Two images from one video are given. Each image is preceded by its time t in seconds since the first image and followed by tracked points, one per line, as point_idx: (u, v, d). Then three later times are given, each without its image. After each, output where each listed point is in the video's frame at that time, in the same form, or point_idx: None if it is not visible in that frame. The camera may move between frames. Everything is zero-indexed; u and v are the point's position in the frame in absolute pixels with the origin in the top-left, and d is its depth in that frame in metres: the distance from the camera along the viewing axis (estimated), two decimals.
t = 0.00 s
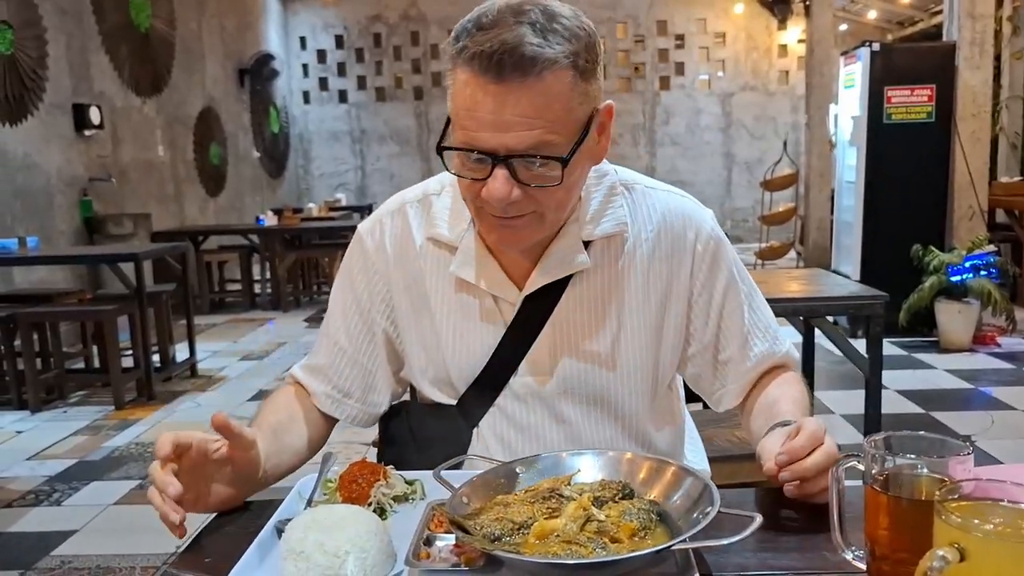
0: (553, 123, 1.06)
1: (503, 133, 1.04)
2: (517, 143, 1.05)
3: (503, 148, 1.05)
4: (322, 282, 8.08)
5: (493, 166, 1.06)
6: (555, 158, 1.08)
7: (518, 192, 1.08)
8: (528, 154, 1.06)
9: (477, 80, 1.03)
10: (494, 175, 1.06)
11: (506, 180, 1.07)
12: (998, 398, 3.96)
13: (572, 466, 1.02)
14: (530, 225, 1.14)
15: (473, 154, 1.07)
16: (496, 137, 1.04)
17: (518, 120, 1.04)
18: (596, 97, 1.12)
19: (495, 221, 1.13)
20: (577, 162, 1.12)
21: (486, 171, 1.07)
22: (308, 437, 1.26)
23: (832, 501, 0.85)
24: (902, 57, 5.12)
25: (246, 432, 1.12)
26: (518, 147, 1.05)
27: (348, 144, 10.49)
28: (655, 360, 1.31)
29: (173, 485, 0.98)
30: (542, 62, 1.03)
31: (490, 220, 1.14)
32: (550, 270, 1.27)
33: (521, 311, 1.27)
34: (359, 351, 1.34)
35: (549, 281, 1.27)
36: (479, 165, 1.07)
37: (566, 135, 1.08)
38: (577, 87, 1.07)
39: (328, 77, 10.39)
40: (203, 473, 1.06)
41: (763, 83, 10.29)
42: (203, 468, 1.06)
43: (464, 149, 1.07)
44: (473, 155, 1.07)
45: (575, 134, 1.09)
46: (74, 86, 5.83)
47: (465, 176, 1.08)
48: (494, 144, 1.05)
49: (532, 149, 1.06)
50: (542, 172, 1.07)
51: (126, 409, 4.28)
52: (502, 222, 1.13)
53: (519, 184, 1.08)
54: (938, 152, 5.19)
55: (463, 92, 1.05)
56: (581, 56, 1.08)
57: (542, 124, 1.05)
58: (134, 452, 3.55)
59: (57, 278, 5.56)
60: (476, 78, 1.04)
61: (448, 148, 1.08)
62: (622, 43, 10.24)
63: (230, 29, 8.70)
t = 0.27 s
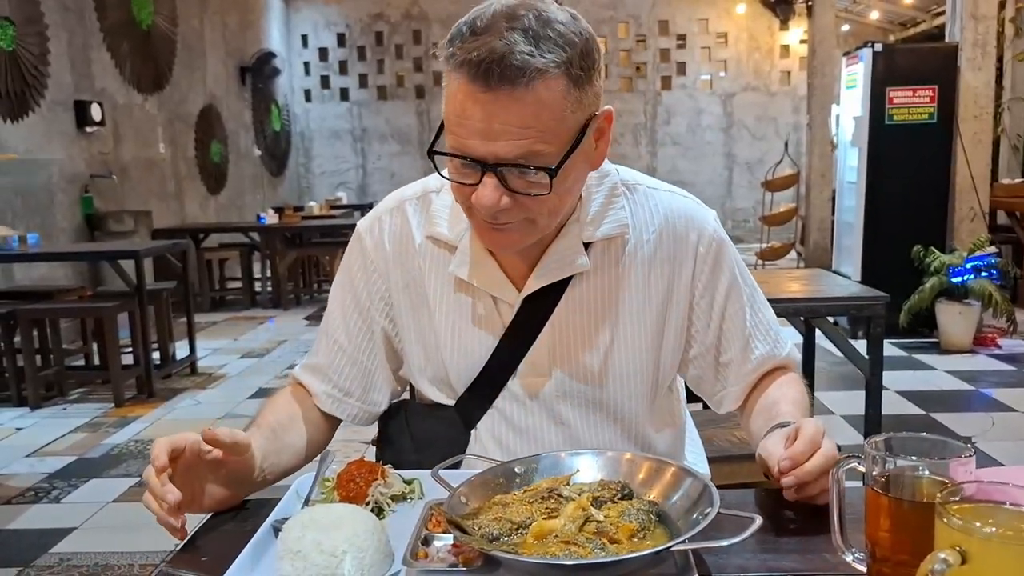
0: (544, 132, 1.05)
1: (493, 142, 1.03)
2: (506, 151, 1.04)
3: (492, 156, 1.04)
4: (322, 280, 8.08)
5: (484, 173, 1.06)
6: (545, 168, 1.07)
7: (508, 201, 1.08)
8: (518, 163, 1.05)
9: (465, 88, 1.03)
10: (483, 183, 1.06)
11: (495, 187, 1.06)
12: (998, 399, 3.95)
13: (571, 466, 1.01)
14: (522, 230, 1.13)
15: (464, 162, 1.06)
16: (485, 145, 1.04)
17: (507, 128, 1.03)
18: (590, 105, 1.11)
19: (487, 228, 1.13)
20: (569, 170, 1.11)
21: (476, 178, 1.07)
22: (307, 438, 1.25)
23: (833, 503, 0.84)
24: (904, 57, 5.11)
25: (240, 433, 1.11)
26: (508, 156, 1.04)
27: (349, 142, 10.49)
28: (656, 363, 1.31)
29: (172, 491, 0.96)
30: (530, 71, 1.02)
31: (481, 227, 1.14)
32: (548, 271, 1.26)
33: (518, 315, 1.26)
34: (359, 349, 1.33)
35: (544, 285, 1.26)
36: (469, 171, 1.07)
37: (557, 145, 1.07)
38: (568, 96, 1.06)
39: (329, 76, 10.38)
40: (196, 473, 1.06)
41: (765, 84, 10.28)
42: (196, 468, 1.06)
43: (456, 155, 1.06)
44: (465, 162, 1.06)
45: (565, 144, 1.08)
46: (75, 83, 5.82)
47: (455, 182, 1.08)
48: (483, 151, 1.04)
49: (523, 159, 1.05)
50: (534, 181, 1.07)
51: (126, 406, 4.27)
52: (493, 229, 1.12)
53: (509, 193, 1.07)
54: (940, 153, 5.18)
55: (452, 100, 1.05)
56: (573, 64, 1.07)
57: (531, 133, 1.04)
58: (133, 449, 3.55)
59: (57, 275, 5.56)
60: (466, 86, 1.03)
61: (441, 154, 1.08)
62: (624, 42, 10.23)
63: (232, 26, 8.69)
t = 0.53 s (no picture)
0: (547, 133, 1.05)
1: (496, 143, 1.03)
2: (509, 153, 1.04)
3: (495, 157, 1.04)
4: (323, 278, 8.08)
5: (487, 174, 1.05)
6: (548, 169, 1.07)
7: (511, 201, 1.07)
8: (521, 164, 1.05)
9: (469, 89, 1.02)
10: (486, 183, 1.06)
11: (498, 188, 1.05)
12: (999, 399, 3.95)
13: (573, 465, 1.01)
14: (525, 229, 1.13)
15: (466, 163, 1.06)
16: (488, 147, 1.03)
17: (510, 129, 1.03)
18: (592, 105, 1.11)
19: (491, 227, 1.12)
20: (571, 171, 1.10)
21: (479, 178, 1.06)
22: (310, 435, 1.25)
23: (837, 504, 0.84)
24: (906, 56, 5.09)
25: (236, 431, 1.10)
26: (510, 157, 1.04)
27: (350, 139, 10.49)
28: (659, 361, 1.30)
29: (169, 492, 0.95)
30: (532, 73, 1.02)
31: (485, 226, 1.13)
32: (551, 269, 1.26)
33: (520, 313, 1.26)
34: (362, 345, 1.33)
35: (542, 283, 1.26)
36: (471, 172, 1.06)
37: (560, 146, 1.07)
38: (570, 97, 1.06)
39: (331, 73, 10.38)
40: (195, 472, 1.06)
41: (766, 82, 10.27)
42: (193, 467, 1.05)
43: (459, 157, 1.06)
44: (467, 164, 1.06)
45: (568, 145, 1.08)
46: (77, 79, 5.82)
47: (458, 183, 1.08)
48: (486, 153, 1.04)
49: (526, 160, 1.05)
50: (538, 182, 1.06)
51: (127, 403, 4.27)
52: (496, 228, 1.12)
53: (513, 193, 1.07)
54: (942, 153, 5.17)
55: (455, 101, 1.04)
56: (576, 65, 1.07)
57: (534, 134, 1.04)
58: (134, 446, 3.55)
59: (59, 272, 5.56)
60: (468, 89, 1.03)
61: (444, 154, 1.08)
62: (626, 40, 10.22)
63: (234, 23, 8.69)
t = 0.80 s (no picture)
0: (560, 132, 1.04)
1: (510, 145, 1.02)
2: (523, 154, 1.03)
3: (509, 158, 1.03)
4: (323, 275, 8.07)
5: (500, 176, 1.05)
6: (561, 167, 1.06)
7: (526, 201, 1.07)
8: (535, 165, 1.04)
9: (479, 92, 1.01)
10: (499, 184, 1.05)
11: (512, 189, 1.05)
12: (999, 399, 3.94)
13: (573, 463, 1.00)
14: (536, 226, 1.13)
15: (479, 164, 1.05)
16: (501, 149, 1.03)
17: (523, 131, 1.02)
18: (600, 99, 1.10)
19: (502, 224, 1.12)
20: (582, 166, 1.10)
21: (491, 180, 1.06)
22: (310, 429, 1.24)
23: (838, 503, 0.84)
24: (909, 55, 5.07)
25: (232, 428, 1.09)
26: (524, 158, 1.04)
27: (351, 136, 10.49)
28: (659, 357, 1.30)
29: (165, 488, 0.95)
30: (546, 74, 1.01)
31: (495, 224, 1.13)
32: (553, 262, 1.25)
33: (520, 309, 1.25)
34: (364, 337, 1.32)
35: (546, 276, 1.25)
36: (484, 173, 1.06)
37: (572, 143, 1.07)
38: (581, 95, 1.05)
39: (332, 70, 10.37)
40: (190, 469, 1.05)
41: (768, 81, 10.24)
42: (189, 464, 1.05)
43: (470, 158, 1.05)
44: (479, 165, 1.06)
45: (579, 142, 1.08)
46: (77, 75, 5.80)
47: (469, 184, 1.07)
48: (499, 154, 1.03)
49: (539, 160, 1.04)
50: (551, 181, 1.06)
51: (126, 399, 4.26)
52: (508, 226, 1.12)
53: (526, 194, 1.07)
54: (944, 152, 5.15)
55: (463, 102, 1.03)
56: (585, 63, 1.06)
57: (546, 135, 1.03)
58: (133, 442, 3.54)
59: (59, 268, 5.55)
60: (478, 90, 1.01)
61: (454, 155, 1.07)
62: (627, 38, 10.19)
63: (235, 20, 8.67)
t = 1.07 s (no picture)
0: (579, 116, 1.04)
1: (528, 130, 1.02)
2: (542, 139, 1.03)
3: (527, 144, 1.03)
4: (323, 272, 8.06)
5: (519, 162, 1.04)
6: (581, 152, 1.05)
7: (544, 187, 1.06)
8: (553, 149, 1.03)
9: (497, 77, 1.01)
10: (517, 171, 1.04)
11: (531, 176, 1.04)
12: (999, 398, 3.94)
13: (572, 462, 1.00)
14: (553, 216, 1.12)
15: (496, 151, 1.04)
16: (521, 134, 1.02)
17: (543, 115, 1.02)
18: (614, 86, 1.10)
19: (519, 213, 1.11)
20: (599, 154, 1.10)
21: (510, 167, 1.05)
22: (311, 426, 1.24)
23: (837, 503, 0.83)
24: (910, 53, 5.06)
25: (230, 426, 1.08)
26: (542, 143, 1.03)
27: (351, 133, 10.49)
28: (660, 354, 1.29)
29: (164, 487, 0.94)
30: (567, 58, 1.01)
31: (511, 213, 1.12)
32: (557, 258, 1.24)
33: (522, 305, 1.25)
34: (366, 332, 1.31)
35: (554, 269, 1.25)
36: (501, 161, 1.05)
37: (590, 128, 1.06)
38: (598, 80, 1.05)
39: (332, 67, 10.36)
40: (187, 468, 1.04)
41: (769, 79, 10.24)
42: (187, 462, 1.04)
43: (487, 146, 1.04)
44: (498, 151, 1.05)
45: (597, 127, 1.07)
46: (77, 71, 5.79)
47: (487, 172, 1.07)
48: (518, 140, 1.03)
49: (557, 145, 1.04)
50: (570, 166, 1.05)
51: (125, 396, 4.26)
52: (525, 215, 1.11)
53: (544, 181, 1.06)
54: (945, 151, 5.14)
55: (481, 88, 1.02)
56: (600, 50, 1.06)
57: (566, 119, 1.03)
58: (132, 439, 3.54)
59: (58, 264, 5.55)
60: (496, 76, 1.01)
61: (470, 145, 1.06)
62: (628, 36, 10.18)
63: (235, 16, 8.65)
